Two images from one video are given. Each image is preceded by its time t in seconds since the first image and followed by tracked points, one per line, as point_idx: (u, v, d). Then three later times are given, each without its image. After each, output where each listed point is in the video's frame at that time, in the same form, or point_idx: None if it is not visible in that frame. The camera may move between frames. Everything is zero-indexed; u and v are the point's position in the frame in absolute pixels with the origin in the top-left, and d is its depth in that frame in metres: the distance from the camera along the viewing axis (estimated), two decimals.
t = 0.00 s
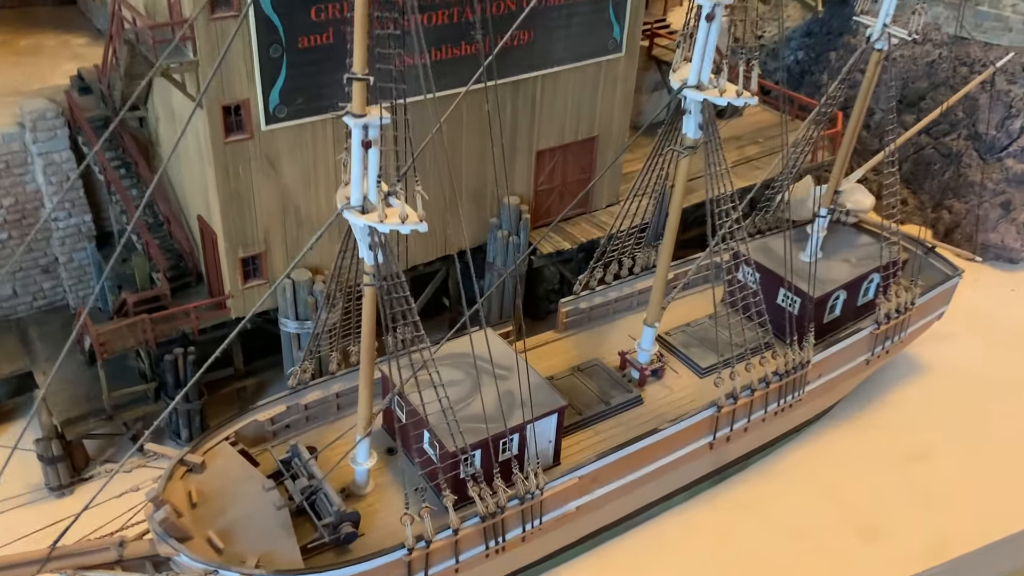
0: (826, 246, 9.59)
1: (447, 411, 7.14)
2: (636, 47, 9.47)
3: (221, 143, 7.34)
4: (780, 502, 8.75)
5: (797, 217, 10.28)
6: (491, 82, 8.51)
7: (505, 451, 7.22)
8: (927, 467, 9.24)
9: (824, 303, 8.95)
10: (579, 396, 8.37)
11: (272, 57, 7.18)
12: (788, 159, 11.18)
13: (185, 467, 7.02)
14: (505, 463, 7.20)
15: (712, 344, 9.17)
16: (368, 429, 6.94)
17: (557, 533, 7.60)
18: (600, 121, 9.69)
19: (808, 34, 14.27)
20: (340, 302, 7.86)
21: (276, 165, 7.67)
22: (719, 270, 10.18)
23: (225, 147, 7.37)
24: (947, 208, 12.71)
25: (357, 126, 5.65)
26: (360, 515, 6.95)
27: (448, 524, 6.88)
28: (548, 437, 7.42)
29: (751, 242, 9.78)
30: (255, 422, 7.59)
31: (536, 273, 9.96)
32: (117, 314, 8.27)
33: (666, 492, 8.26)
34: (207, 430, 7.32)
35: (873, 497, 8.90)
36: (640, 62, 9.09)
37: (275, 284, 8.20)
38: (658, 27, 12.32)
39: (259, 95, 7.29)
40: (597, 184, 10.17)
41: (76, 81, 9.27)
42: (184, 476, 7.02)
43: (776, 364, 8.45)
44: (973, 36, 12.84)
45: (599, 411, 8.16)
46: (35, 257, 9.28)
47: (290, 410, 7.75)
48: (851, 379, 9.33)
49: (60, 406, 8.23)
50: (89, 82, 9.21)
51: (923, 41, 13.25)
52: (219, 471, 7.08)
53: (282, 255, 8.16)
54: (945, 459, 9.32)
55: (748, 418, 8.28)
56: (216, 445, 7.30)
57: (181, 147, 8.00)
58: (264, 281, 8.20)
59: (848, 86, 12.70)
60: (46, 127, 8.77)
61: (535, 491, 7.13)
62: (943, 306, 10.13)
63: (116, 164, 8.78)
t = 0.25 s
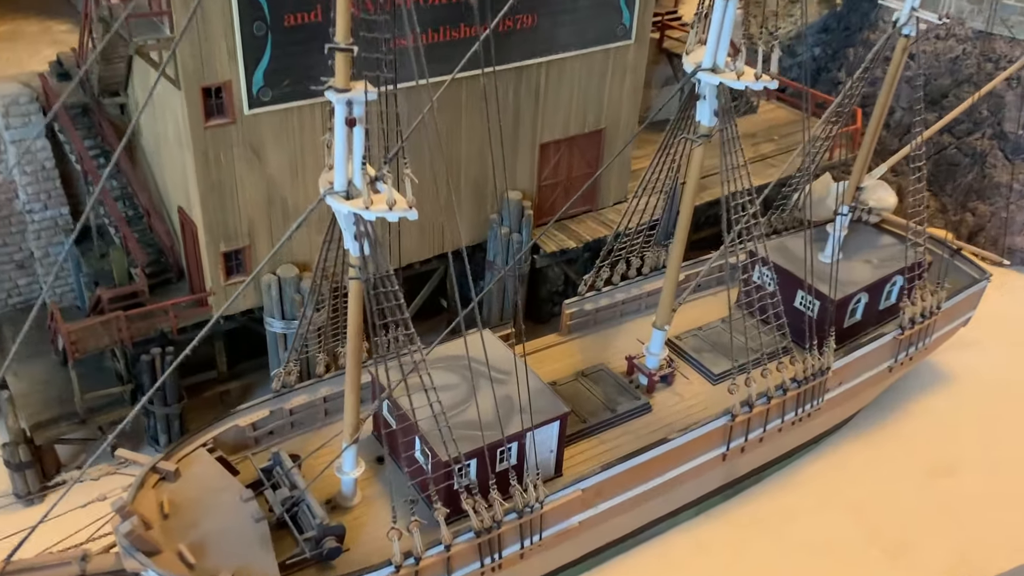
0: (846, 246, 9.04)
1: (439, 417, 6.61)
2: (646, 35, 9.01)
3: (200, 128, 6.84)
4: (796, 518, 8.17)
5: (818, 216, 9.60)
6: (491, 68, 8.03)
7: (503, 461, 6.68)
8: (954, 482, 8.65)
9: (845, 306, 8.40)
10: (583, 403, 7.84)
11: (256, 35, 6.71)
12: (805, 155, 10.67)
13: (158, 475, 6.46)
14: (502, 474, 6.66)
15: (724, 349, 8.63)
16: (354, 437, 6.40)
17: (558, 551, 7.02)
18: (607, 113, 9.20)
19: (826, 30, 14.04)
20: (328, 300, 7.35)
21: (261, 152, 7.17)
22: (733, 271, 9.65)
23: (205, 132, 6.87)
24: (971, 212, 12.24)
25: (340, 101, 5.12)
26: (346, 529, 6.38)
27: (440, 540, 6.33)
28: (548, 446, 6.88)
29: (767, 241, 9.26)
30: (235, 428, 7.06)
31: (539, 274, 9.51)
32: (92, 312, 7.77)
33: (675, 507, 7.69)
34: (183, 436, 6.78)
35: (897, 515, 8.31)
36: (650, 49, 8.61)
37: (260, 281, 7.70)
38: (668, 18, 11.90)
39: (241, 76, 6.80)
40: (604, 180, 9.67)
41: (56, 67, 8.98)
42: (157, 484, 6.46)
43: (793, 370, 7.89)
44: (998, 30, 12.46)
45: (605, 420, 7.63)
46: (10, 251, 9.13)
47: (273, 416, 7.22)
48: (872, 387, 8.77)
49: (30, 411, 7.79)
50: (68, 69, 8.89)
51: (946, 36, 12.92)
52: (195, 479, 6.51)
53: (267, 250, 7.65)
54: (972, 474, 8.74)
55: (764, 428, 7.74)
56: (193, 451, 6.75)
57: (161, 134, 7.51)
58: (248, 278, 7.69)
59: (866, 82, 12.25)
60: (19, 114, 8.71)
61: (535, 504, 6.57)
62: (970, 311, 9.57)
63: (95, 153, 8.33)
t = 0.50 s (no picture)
0: (864, 247, 8.59)
1: (431, 424, 6.15)
2: (654, 27, 8.61)
3: (180, 116, 6.44)
4: (813, 536, 7.66)
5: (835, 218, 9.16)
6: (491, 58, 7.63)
7: (500, 472, 6.20)
8: (981, 499, 8.13)
9: (864, 311, 7.94)
10: (587, 411, 7.39)
11: (240, 18, 6.31)
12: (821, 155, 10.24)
13: (130, 484, 6.05)
14: (498, 487, 6.19)
15: (738, 357, 8.15)
16: (338, 443, 5.96)
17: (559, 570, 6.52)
18: (613, 108, 8.79)
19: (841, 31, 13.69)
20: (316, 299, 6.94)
21: (246, 142, 6.76)
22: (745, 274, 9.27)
23: (186, 120, 6.47)
24: (993, 217, 11.87)
25: (320, 77, 4.70)
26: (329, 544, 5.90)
27: (429, 557, 5.85)
28: (548, 457, 6.44)
29: (782, 243, 8.82)
30: (214, 436, 6.62)
31: (542, 276, 9.29)
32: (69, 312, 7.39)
33: (684, 523, 7.20)
34: (157, 443, 6.36)
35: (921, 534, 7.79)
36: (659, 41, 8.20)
37: (245, 280, 7.28)
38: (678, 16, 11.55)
39: (224, 61, 6.39)
40: (611, 178, 9.25)
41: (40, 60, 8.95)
42: (128, 495, 6.01)
43: (811, 378, 7.41)
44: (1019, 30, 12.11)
45: (610, 429, 7.18)
46: None
47: (255, 422, 6.78)
48: (893, 396, 8.28)
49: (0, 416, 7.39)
50: (53, 61, 8.86)
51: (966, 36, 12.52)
52: (168, 488, 6.06)
53: (253, 247, 7.24)
54: (999, 490, 8.24)
55: (779, 439, 7.26)
56: (168, 459, 6.33)
57: (142, 123, 7.11)
58: (232, 277, 7.28)
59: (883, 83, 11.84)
60: None
61: (533, 519, 6.07)
62: (995, 318, 9.10)
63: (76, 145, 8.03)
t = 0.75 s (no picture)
0: (878, 251, 8.24)
1: (422, 432, 5.77)
2: (658, 24, 8.26)
3: (164, 107, 6.12)
4: (829, 554, 7.24)
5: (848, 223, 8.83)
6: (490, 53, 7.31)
7: (496, 483, 5.80)
8: (1005, 516, 7.72)
9: (880, 317, 7.58)
10: (590, 420, 7.02)
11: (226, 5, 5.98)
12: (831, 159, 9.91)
13: (103, 495, 5.67)
14: (494, 499, 5.79)
15: (747, 364, 7.80)
16: (323, 451, 5.60)
17: None
18: (617, 108, 8.48)
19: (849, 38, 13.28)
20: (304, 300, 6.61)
21: (232, 136, 6.44)
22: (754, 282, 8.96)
23: (170, 112, 6.16)
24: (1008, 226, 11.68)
25: (303, 54, 4.35)
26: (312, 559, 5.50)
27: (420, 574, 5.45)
28: (548, 467, 6.06)
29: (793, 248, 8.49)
30: (195, 445, 6.23)
31: (544, 283, 9.03)
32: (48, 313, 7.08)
33: (693, 540, 6.78)
34: (134, 452, 5.97)
35: (943, 553, 7.36)
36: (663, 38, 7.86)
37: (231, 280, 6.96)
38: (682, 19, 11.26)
39: (210, 50, 6.07)
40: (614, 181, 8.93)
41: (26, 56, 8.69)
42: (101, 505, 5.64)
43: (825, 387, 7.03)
44: None
45: (614, 439, 6.81)
46: None
47: (239, 431, 6.40)
48: (910, 407, 7.88)
49: None
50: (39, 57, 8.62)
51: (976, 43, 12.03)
52: (143, 498, 5.71)
53: (240, 247, 6.90)
54: None
55: (792, 450, 6.88)
56: (144, 469, 5.94)
57: (126, 117, 6.80)
58: (217, 277, 6.96)
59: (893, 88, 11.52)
60: None
61: (531, 535, 5.68)
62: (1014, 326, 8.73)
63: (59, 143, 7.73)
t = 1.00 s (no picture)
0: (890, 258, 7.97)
1: (414, 442, 5.43)
2: (661, 24, 7.97)
3: (147, 101, 5.81)
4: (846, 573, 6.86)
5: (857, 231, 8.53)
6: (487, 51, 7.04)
7: (492, 496, 5.47)
8: None
9: (893, 325, 7.30)
10: (592, 431, 6.69)
11: None
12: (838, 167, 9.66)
13: (72, 507, 5.33)
14: (490, 512, 5.43)
15: (755, 374, 7.51)
16: (308, 461, 5.26)
17: None
18: (620, 111, 8.18)
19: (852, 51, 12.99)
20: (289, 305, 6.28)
21: (219, 134, 6.12)
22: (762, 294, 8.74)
23: (153, 107, 5.84)
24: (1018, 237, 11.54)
25: (287, 31, 4.05)
26: None
27: None
28: (549, 480, 5.71)
29: (800, 257, 8.22)
30: (174, 456, 5.92)
31: (543, 292, 8.82)
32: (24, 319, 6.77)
33: (702, 559, 6.40)
34: (108, 463, 5.65)
35: (963, 574, 6.99)
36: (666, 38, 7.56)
37: (215, 285, 6.63)
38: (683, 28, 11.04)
39: (196, 41, 5.75)
40: (615, 186, 8.63)
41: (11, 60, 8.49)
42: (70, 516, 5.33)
43: (838, 397, 6.70)
44: None
45: (618, 450, 6.48)
46: None
47: (220, 441, 6.07)
48: (926, 420, 7.54)
49: None
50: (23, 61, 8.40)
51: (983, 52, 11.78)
52: (116, 512, 5.37)
53: (226, 251, 6.58)
54: None
55: (805, 463, 6.54)
56: (119, 481, 5.61)
57: (109, 113, 6.49)
58: (202, 281, 6.62)
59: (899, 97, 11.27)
60: None
61: (530, 548, 5.22)
62: None
63: (41, 145, 7.39)
